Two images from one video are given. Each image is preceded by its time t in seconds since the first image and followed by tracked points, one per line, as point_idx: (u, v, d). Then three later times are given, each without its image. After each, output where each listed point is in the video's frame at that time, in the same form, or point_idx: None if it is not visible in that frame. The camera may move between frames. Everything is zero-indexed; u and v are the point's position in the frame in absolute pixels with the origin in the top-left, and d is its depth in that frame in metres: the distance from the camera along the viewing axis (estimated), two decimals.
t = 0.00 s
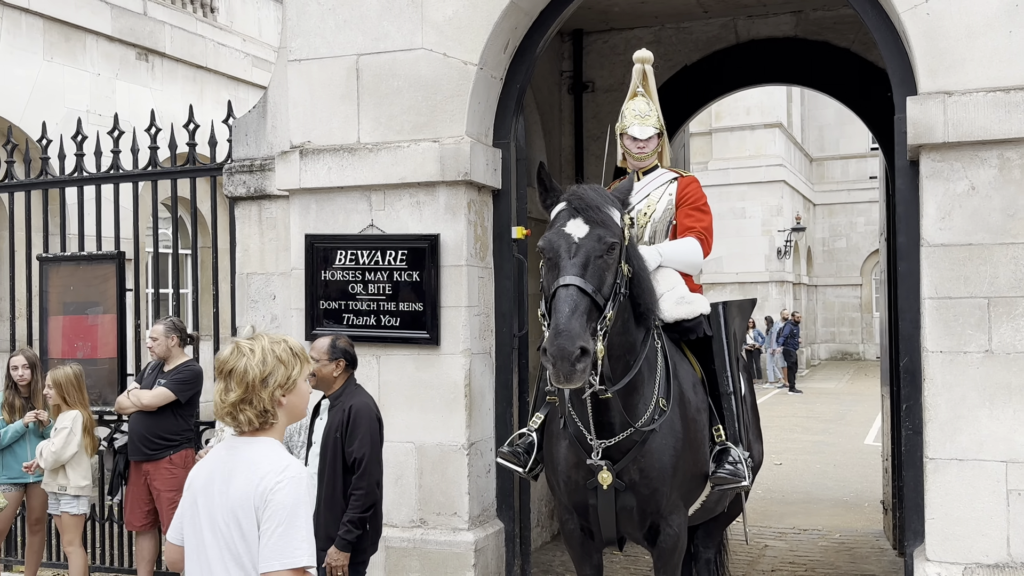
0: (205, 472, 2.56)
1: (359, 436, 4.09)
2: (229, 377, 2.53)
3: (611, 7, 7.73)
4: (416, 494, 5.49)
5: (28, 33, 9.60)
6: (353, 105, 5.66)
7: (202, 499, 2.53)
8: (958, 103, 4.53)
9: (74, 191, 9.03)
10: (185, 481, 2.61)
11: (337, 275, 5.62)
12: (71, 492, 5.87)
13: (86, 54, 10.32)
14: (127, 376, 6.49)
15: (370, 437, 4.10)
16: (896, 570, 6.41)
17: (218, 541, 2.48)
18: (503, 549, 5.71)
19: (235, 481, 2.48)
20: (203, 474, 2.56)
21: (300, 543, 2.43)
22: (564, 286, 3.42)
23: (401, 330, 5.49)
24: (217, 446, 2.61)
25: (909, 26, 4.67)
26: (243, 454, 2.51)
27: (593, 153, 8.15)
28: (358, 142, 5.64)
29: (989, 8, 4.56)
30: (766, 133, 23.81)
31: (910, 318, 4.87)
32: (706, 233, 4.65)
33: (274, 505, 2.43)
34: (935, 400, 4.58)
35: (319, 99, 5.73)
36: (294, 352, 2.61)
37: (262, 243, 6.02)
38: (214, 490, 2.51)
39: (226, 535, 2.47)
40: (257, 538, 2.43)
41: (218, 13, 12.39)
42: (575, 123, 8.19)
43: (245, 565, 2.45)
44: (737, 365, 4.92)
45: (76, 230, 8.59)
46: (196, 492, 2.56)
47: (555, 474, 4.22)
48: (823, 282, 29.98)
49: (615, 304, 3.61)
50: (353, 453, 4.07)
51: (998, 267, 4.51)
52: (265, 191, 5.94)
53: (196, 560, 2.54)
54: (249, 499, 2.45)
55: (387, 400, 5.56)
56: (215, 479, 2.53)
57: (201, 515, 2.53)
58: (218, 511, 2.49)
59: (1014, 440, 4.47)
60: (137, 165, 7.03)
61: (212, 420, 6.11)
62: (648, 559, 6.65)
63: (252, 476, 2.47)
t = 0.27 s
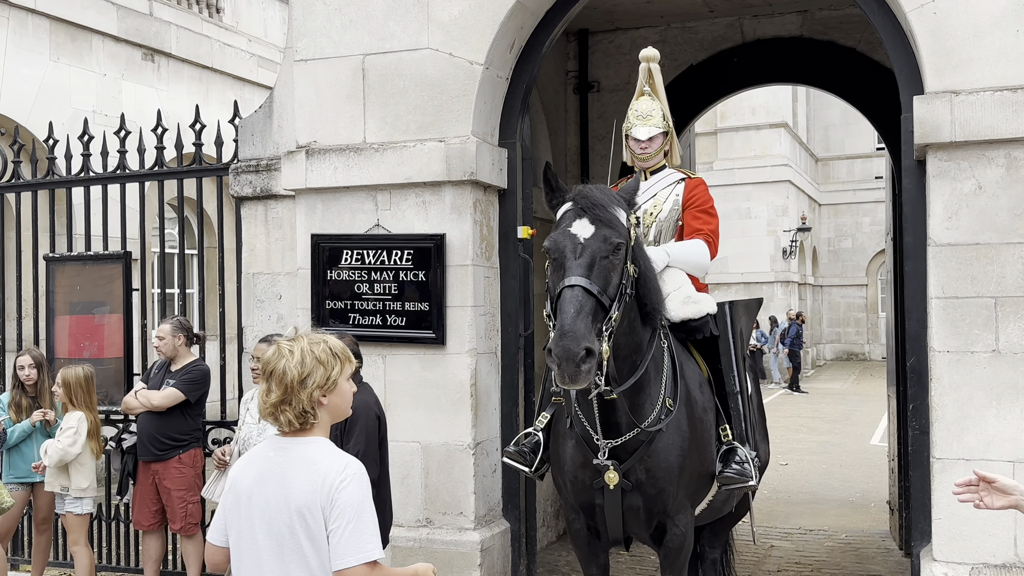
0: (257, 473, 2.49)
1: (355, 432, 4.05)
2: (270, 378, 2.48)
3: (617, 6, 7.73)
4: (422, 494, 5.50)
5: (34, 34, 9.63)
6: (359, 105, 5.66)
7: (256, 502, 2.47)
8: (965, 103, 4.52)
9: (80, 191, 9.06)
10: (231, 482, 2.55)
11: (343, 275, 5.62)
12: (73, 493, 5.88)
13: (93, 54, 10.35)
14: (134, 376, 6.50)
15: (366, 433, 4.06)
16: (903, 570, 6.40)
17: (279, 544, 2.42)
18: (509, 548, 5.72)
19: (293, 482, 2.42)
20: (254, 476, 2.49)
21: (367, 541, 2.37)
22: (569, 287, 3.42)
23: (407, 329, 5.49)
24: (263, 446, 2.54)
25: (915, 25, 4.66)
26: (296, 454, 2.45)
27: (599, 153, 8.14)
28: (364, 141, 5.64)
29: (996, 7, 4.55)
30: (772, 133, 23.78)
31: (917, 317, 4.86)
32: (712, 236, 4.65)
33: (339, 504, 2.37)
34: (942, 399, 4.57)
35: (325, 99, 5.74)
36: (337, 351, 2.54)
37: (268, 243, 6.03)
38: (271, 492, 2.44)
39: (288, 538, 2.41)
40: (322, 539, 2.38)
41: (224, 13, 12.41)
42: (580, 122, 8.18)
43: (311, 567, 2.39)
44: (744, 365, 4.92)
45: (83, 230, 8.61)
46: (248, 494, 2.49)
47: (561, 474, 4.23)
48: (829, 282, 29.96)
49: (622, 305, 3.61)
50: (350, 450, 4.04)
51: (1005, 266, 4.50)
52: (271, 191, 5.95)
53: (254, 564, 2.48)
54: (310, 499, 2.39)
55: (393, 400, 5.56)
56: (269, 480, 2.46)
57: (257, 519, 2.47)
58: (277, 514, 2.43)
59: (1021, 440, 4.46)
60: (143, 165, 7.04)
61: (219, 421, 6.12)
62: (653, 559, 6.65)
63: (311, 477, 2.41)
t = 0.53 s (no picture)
0: (272, 473, 2.57)
1: (367, 433, 4.04)
2: (288, 378, 2.55)
3: (622, 7, 7.73)
4: (428, 494, 5.50)
5: (41, 35, 9.66)
6: (365, 106, 5.67)
7: (275, 500, 2.55)
8: (971, 104, 4.52)
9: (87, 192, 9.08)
10: (243, 482, 2.61)
11: (349, 275, 5.63)
12: (79, 492, 5.90)
13: (99, 55, 10.38)
14: (141, 376, 6.52)
15: (379, 435, 4.05)
16: (909, 571, 6.40)
17: (302, 541, 2.52)
18: (515, 549, 5.72)
19: (316, 480, 2.52)
20: (269, 475, 2.57)
21: (393, 533, 2.53)
22: (577, 292, 3.42)
23: (413, 330, 5.50)
24: (273, 445, 2.62)
25: (922, 26, 4.66)
26: (313, 452, 2.55)
27: (605, 154, 8.14)
28: (371, 143, 5.65)
29: (1003, 8, 4.55)
30: (777, 133, 23.77)
31: (923, 318, 4.85)
32: (719, 237, 4.67)
33: (367, 496, 2.52)
34: (948, 401, 4.57)
35: (332, 100, 5.75)
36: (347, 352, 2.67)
37: (274, 244, 6.04)
38: (292, 490, 2.53)
39: (312, 534, 2.51)
40: (349, 532, 2.51)
41: (229, 15, 12.43)
42: (585, 123, 8.18)
43: (335, 561, 2.51)
44: (750, 365, 4.92)
45: (89, 231, 8.64)
46: (265, 493, 2.57)
47: (568, 475, 4.23)
48: (834, 282, 29.94)
49: (629, 310, 3.62)
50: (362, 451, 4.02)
51: (1012, 267, 4.50)
52: (278, 192, 5.96)
53: (272, 560, 2.56)
54: (336, 496, 2.51)
55: (399, 401, 5.57)
56: (288, 478, 2.55)
57: (276, 516, 2.55)
58: (299, 512, 2.52)
59: None
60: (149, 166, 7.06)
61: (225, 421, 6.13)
62: (659, 560, 6.65)
63: (335, 475, 2.52)
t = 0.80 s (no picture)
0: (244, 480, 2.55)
1: (377, 436, 4.02)
2: (285, 390, 2.60)
3: (627, 8, 7.74)
4: (434, 494, 5.51)
5: (46, 36, 9.69)
6: (370, 107, 5.68)
7: (251, 506, 2.53)
8: (976, 104, 4.52)
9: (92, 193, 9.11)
10: (211, 493, 2.55)
11: (354, 276, 5.65)
12: (85, 491, 5.91)
13: (104, 56, 10.40)
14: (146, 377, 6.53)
15: (389, 438, 4.02)
16: (913, 571, 6.41)
17: (284, 542, 2.53)
18: (520, 549, 5.73)
19: (296, 480, 2.55)
20: (243, 481, 2.55)
21: (373, 523, 2.67)
22: (586, 295, 3.43)
23: (418, 330, 5.51)
24: (236, 453, 2.60)
25: (927, 27, 4.66)
26: (288, 453, 2.59)
27: (609, 154, 8.14)
28: (375, 144, 5.66)
29: (1008, 9, 4.55)
30: (781, 134, 23.76)
31: (928, 319, 4.85)
32: (723, 238, 4.64)
33: (350, 489, 2.63)
34: (954, 401, 4.58)
35: (337, 101, 5.76)
36: (299, 347, 2.79)
37: (279, 244, 6.05)
38: (271, 493, 2.54)
39: (295, 534, 2.53)
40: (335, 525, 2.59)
41: (234, 15, 12.45)
42: (590, 124, 8.18)
43: (322, 557, 2.55)
44: (755, 366, 4.93)
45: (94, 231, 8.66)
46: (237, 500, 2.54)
47: (573, 476, 4.25)
48: (838, 283, 29.94)
49: (636, 313, 3.62)
50: (373, 454, 3.99)
51: (1017, 268, 4.50)
52: (283, 193, 5.97)
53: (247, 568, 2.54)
54: (319, 493, 2.56)
55: (405, 401, 5.58)
56: (266, 481, 2.55)
57: (253, 521, 2.53)
58: (281, 513, 2.53)
59: None
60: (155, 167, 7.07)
61: (230, 421, 6.15)
62: (664, 560, 6.66)
63: (317, 471, 2.58)
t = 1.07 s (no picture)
0: (208, 478, 2.58)
1: (384, 438, 4.01)
2: (233, 388, 2.67)
3: (631, 9, 7.74)
4: (439, 494, 5.52)
5: (51, 37, 9.72)
6: (376, 108, 5.69)
7: (216, 502, 2.57)
8: (981, 106, 4.53)
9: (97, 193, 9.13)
10: (173, 491, 2.54)
11: (359, 276, 5.66)
12: (96, 488, 5.88)
13: (109, 56, 10.42)
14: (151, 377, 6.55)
15: (395, 439, 4.02)
16: (918, 572, 6.41)
17: (251, 534, 2.61)
18: (525, 550, 5.74)
19: (261, 471, 2.67)
20: (207, 479, 2.58)
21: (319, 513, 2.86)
22: (604, 298, 3.44)
23: (423, 331, 5.52)
24: (188, 453, 2.61)
25: (932, 28, 4.66)
26: (245, 449, 2.68)
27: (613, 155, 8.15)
28: (381, 144, 5.67)
29: (1013, 10, 4.55)
30: (785, 134, 23.75)
31: (933, 319, 4.85)
32: (726, 238, 4.70)
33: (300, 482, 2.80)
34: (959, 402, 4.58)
35: (342, 102, 5.77)
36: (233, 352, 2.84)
37: (285, 245, 6.06)
38: (238, 488, 2.61)
39: (265, 523, 2.65)
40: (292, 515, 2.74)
41: (238, 16, 12.47)
42: (594, 124, 8.18)
43: (284, 544, 2.69)
44: (759, 366, 4.93)
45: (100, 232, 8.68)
46: (201, 497, 2.56)
47: (579, 477, 4.26)
48: (842, 283, 29.93)
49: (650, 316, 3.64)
50: (380, 456, 3.99)
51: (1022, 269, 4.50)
52: (289, 193, 5.98)
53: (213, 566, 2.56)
54: (280, 484, 2.70)
55: (410, 402, 5.59)
56: (229, 477, 2.61)
57: (221, 517, 2.58)
58: (249, 505, 2.62)
59: None
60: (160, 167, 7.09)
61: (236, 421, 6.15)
62: (668, 561, 6.66)
63: (274, 466, 2.71)
